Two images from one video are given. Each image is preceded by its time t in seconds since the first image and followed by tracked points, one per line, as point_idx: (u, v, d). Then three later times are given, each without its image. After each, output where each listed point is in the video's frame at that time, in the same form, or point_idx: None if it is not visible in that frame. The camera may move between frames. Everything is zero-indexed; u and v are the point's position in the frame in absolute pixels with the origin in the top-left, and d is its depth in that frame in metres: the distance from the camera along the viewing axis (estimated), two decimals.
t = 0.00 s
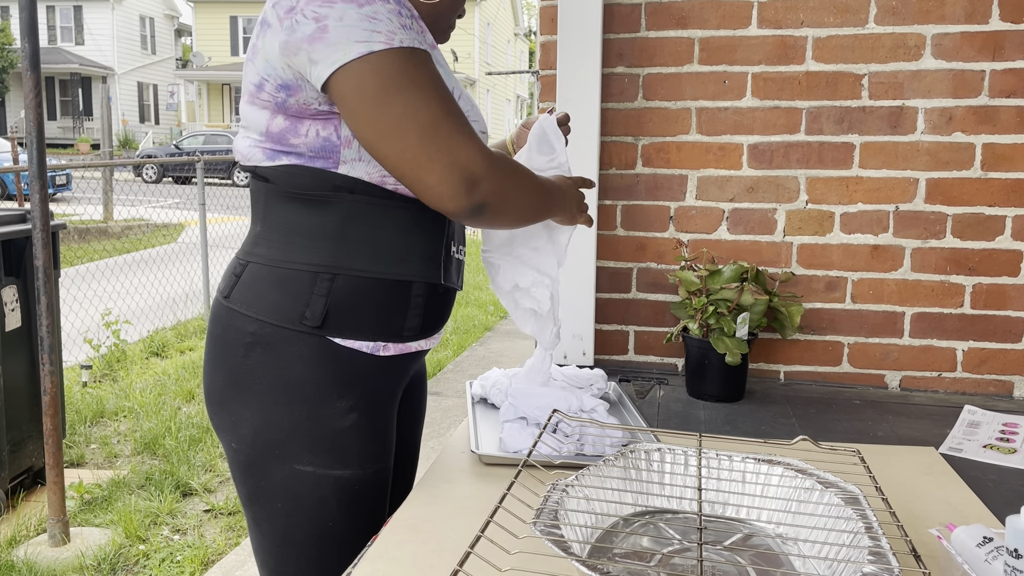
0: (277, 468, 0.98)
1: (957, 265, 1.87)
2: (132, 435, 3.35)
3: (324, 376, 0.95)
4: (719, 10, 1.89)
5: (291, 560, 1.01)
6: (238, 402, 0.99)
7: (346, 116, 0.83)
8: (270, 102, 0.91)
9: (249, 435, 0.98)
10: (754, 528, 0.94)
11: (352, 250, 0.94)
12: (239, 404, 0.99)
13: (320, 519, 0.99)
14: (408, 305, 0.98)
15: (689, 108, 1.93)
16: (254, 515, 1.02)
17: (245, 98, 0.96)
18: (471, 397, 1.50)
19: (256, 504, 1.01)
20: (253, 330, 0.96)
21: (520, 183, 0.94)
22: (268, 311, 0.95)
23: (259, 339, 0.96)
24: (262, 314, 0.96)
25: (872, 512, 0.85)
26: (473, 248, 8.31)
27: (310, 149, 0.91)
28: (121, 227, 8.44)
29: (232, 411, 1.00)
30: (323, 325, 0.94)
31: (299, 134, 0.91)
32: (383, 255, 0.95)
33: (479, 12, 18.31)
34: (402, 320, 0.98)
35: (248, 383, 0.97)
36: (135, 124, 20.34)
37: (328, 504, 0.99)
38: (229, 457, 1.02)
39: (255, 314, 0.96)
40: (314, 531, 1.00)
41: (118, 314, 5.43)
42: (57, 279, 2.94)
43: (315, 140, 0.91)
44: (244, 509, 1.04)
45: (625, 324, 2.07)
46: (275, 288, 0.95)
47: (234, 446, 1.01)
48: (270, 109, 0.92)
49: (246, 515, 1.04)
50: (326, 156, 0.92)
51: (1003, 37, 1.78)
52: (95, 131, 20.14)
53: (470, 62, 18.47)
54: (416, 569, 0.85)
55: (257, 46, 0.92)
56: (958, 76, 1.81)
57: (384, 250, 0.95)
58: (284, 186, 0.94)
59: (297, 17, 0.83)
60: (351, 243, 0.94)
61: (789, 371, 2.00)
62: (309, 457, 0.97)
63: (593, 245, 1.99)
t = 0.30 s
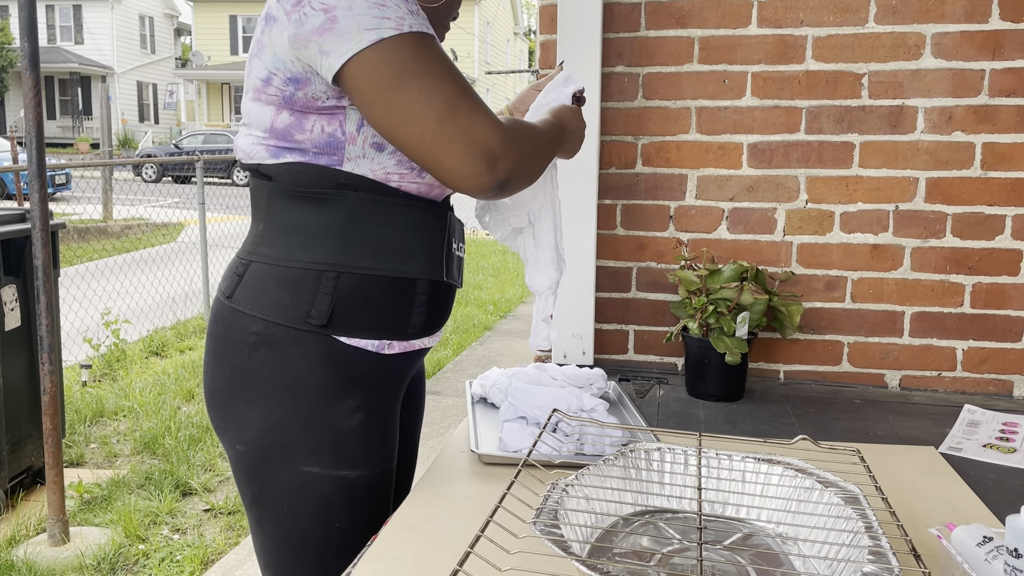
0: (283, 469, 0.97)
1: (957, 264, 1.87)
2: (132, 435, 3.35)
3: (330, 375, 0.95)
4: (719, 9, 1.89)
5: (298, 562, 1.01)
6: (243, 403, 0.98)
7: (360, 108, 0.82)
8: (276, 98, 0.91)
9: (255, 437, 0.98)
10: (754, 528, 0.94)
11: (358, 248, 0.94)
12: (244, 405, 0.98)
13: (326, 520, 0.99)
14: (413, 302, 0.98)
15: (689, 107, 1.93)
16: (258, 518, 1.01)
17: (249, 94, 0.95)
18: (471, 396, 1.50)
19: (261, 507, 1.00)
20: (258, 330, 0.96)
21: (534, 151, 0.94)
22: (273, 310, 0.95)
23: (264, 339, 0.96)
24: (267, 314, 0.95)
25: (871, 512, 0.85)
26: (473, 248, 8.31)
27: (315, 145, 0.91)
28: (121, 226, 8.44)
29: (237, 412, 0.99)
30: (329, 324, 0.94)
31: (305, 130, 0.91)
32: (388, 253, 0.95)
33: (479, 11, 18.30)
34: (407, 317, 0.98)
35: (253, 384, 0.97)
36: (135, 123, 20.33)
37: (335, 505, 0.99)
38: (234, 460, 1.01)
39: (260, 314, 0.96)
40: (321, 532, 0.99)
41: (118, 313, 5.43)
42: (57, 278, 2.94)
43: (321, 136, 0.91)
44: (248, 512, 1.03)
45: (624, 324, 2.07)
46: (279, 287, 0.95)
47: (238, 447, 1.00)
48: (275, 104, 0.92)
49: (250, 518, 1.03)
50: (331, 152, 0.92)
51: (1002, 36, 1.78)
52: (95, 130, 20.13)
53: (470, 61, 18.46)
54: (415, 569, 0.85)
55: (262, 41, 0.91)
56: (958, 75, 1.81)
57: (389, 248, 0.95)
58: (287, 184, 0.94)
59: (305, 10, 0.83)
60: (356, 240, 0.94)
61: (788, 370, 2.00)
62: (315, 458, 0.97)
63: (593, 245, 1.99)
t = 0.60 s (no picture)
0: (283, 470, 0.97)
1: (957, 263, 1.87)
2: (132, 434, 3.35)
3: (330, 375, 0.95)
4: (719, 8, 1.89)
5: (299, 562, 1.01)
6: (243, 403, 0.98)
7: (362, 96, 0.83)
8: (268, 97, 0.91)
9: (255, 437, 0.98)
10: (754, 527, 0.94)
11: (356, 247, 0.94)
12: (244, 405, 0.98)
13: (326, 520, 0.99)
14: (413, 300, 0.98)
15: (689, 107, 1.93)
16: (259, 518, 1.01)
17: (243, 95, 0.96)
18: (470, 396, 1.50)
19: (262, 507, 1.00)
20: (257, 330, 0.96)
21: (553, 90, 0.90)
22: (272, 310, 0.95)
23: (264, 339, 0.96)
24: (266, 314, 0.95)
25: (871, 512, 0.85)
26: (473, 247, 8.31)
27: (307, 144, 0.92)
28: (120, 226, 8.44)
29: (236, 412, 0.99)
30: (327, 324, 0.94)
31: (296, 129, 0.91)
32: (387, 251, 0.95)
33: (479, 10, 18.29)
34: (407, 315, 0.98)
35: (252, 384, 0.97)
36: (135, 122, 20.33)
37: (335, 506, 0.99)
38: (234, 460, 1.02)
39: (258, 314, 0.96)
40: (321, 533, 0.99)
41: (117, 313, 5.43)
42: (56, 278, 2.94)
43: (312, 135, 0.91)
44: (249, 512, 1.03)
45: (624, 323, 2.07)
46: (278, 287, 0.95)
47: (239, 447, 1.00)
48: (268, 105, 0.92)
49: (250, 518, 1.03)
50: (324, 151, 0.92)
51: (1002, 35, 1.78)
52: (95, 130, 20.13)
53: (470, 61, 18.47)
54: (416, 568, 0.85)
55: (250, 42, 0.92)
56: (958, 74, 1.81)
57: (388, 246, 0.95)
58: (284, 184, 0.94)
59: (290, 5, 0.83)
60: (355, 239, 0.94)
61: (788, 369, 2.00)
62: (315, 459, 0.97)
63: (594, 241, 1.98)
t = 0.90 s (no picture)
0: (285, 471, 0.97)
1: (957, 262, 1.87)
2: (132, 433, 3.35)
3: (330, 375, 0.95)
4: (719, 7, 1.89)
5: (301, 563, 1.01)
6: (244, 405, 0.98)
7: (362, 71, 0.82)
8: (257, 99, 0.92)
9: (256, 438, 0.98)
10: (754, 526, 0.94)
11: (355, 246, 0.94)
12: (245, 406, 0.98)
13: (328, 521, 0.99)
14: (413, 297, 0.98)
15: (689, 106, 1.93)
16: (262, 520, 1.01)
17: (233, 101, 0.97)
18: (471, 395, 1.50)
19: (264, 509, 1.00)
20: (257, 331, 0.96)
21: None
22: (272, 311, 0.95)
23: (264, 339, 0.96)
24: (266, 314, 0.95)
25: (871, 511, 0.85)
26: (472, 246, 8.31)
27: (298, 143, 0.92)
28: (120, 225, 8.43)
29: (238, 413, 0.99)
30: (327, 324, 0.93)
31: (286, 131, 0.92)
32: (386, 250, 0.95)
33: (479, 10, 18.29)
34: (408, 313, 0.98)
35: (253, 385, 0.97)
36: (135, 122, 20.33)
37: (337, 506, 0.99)
38: (236, 461, 1.01)
39: (258, 314, 0.96)
40: (324, 534, 0.99)
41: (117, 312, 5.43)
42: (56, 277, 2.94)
43: (302, 135, 0.91)
44: (252, 514, 1.03)
45: (624, 322, 2.07)
46: (278, 287, 0.95)
47: (240, 449, 1.00)
48: (257, 107, 0.93)
49: (253, 519, 1.03)
50: (315, 150, 0.92)
51: (1003, 34, 1.78)
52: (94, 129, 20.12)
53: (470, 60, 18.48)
54: (415, 568, 0.84)
55: (235, 49, 0.93)
56: (958, 73, 1.81)
57: (387, 244, 0.95)
58: (281, 184, 0.94)
59: None
60: (353, 237, 0.93)
61: (789, 369, 2.00)
62: (317, 459, 0.97)
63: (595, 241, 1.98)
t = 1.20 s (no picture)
0: (287, 472, 0.97)
1: (957, 262, 1.87)
2: (132, 433, 3.35)
3: (333, 375, 0.95)
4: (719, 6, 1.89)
5: (304, 564, 1.00)
6: (247, 406, 0.98)
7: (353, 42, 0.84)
8: (251, 98, 0.92)
9: (259, 438, 0.98)
10: (754, 526, 0.94)
11: (356, 245, 0.94)
12: (248, 407, 0.98)
13: (331, 522, 0.99)
14: (414, 295, 0.98)
15: (689, 105, 1.93)
16: (264, 521, 1.01)
17: (227, 105, 0.97)
18: (471, 394, 1.50)
19: (267, 510, 1.00)
20: (259, 332, 0.96)
21: None
22: (274, 311, 0.95)
23: (266, 340, 0.95)
24: (267, 315, 0.95)
25: (871, 510, 0.85)
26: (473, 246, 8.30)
27: (294, 141, 0.92)
28: (120, 225, 8.43)
29: (240, 414, 0.99)
30: (329, 324, 0.93)
31: (282, 128, 0.91)
32: (387, 248, 0.95)
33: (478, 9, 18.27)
34: (410, 311, 0.98)
35: (256, 386, 0.97)
36: (135, 121, 20.33)
37: (340, 507, 0.99)
38: (239, 462, 1.01)
39: (260, 315, 0.96)
40: (327, 534, 0.99)
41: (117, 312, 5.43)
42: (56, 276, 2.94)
43: (299, 132, 0.91)
44: (254, 515, 1.03)
45: (624, 322, 2.07)
46: (279, 287, 0.95)
47: (243, 449, 1.00)
48: (252, 107, 0.92)
49: (256, 520, 1.03)
50: (313, 147, 0.92)
51: (1003, 33, 1.78)
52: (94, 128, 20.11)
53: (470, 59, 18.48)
54: (415, 567, 0.84)
55: (226, 50, 0.93)
56: (958, 72, 1.80)
57: (388, 243, 0.95)
58: (281, 184, 0.94)
59: None
60: (354, 237, 0.93)
61: (789, 368, 2.00)
62: (320, 460, 0.97)
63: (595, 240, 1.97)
